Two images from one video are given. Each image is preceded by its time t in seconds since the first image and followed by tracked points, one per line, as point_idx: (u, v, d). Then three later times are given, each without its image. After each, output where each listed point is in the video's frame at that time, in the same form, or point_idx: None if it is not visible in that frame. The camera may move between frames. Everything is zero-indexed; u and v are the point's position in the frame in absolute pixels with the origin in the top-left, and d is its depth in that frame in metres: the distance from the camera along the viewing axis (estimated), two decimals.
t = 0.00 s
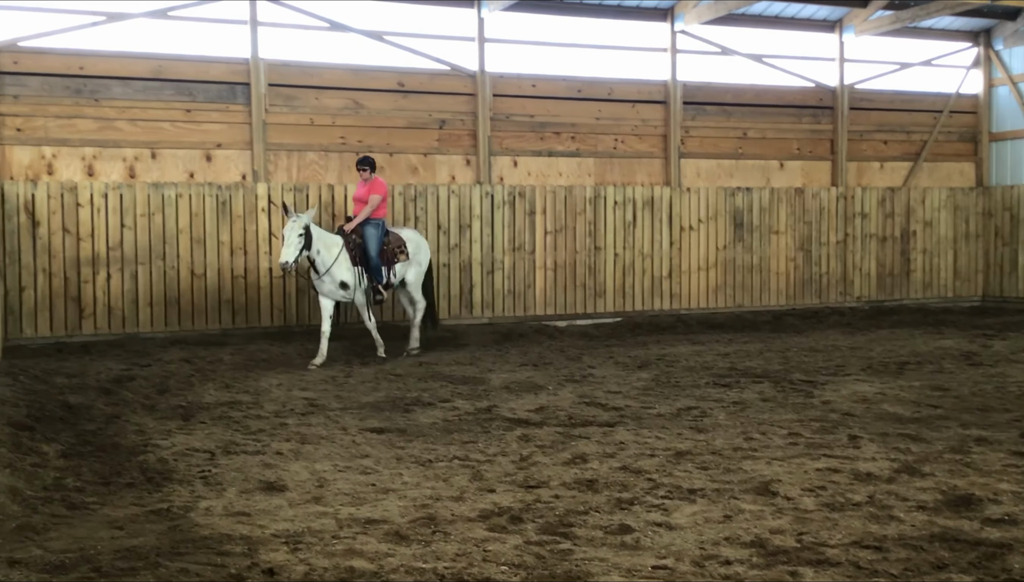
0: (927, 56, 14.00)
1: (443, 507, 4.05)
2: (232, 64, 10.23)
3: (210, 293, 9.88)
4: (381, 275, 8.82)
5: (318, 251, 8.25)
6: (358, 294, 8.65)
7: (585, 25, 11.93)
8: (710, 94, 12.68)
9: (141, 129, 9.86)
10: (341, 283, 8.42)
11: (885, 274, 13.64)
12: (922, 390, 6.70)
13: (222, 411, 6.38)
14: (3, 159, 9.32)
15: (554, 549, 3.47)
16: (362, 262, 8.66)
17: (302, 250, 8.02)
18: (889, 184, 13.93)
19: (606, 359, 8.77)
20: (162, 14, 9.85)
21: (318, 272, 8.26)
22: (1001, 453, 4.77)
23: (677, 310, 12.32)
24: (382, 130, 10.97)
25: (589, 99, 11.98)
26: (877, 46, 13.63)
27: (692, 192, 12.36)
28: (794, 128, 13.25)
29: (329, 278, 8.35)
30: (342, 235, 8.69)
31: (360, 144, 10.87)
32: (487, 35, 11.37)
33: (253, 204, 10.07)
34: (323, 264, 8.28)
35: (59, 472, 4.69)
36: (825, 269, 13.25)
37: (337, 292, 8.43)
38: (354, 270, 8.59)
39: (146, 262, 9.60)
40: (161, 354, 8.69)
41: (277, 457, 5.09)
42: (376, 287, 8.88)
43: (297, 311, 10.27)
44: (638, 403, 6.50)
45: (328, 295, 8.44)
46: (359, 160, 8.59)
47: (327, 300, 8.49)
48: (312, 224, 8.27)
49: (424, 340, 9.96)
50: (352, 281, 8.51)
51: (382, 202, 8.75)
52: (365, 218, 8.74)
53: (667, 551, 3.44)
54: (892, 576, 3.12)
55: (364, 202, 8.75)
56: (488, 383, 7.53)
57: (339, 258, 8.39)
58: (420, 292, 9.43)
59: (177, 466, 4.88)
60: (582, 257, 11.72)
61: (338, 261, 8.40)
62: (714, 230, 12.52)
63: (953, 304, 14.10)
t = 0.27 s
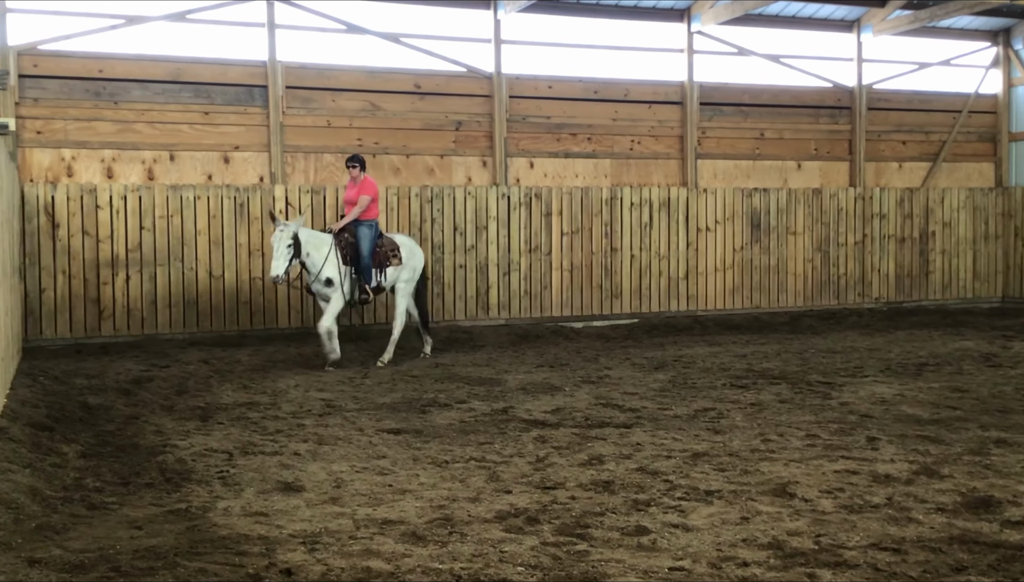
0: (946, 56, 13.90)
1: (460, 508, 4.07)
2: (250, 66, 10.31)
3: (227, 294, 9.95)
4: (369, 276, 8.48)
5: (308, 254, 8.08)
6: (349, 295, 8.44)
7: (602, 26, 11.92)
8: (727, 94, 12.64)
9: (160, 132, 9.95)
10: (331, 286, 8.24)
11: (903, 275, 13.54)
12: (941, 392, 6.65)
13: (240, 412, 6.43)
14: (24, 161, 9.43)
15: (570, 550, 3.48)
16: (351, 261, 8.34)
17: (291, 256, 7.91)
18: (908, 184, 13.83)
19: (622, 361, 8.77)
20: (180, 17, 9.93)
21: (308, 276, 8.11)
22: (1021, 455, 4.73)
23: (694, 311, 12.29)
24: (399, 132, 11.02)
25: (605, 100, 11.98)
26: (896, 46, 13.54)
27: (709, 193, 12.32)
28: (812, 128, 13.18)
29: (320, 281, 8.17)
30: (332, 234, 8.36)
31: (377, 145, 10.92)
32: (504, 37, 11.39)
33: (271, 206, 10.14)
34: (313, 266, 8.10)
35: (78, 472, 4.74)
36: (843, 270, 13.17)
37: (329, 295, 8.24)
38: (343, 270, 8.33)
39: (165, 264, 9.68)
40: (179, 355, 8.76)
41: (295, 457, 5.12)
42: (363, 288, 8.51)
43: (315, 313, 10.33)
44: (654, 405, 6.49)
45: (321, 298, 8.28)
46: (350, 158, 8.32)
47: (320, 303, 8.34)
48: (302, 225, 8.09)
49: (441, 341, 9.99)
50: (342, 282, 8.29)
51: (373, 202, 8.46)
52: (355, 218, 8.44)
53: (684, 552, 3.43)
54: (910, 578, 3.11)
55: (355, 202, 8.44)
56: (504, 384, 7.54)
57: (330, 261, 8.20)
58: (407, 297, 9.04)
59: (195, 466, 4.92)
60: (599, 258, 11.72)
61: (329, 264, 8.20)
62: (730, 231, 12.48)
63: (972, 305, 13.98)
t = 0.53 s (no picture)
0: (957, 60, 13.87)
1: (470, 513, 4.07)
2: (261, 71, 10.36)
3: (238, 299, 10.00)
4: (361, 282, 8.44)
5: (294, 259, 7.81)
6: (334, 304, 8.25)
7: (612, 31, 11.93)
8: (738, 99, 12.63)
9: (172, 137, 10.02)
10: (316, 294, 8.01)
11: (915, 280, 13.48)
12: (954, 397, 6.61)
13: (251, 416, 6.46)
14: (37, 166, 9.50)
15: (580, 555, 3.48)
16: (340, 268, 8.28)
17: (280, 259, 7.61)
18: (919, 189, 13.78)
19: (633, 365, 8.76)
20: (192, 22, 9.98)
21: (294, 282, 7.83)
22: None
23: (704, 315, 12.26)
24: (410, 137, 11.06)
25: (616, 105, 11.99)
26: (907, 50, 13.51)
27: (719, 197, 12.30)
28: (823, 132, 13.15)
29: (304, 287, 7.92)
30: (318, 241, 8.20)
31: (387, 150, 10.96)
32: (514, 41, 11.41)
33: (282, 210, 10.19)
34: (300, 272, 7.85)
35: (90, 475, 4.77)
36: (855, 275, 13.12)
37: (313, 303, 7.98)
38: (330, 278, 8.15)
39: (176, 268, 9.72)
40: (191, 359, 8.81)
41: (306, 461, 5.14)
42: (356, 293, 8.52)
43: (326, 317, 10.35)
44: (665, 410, 6.48)
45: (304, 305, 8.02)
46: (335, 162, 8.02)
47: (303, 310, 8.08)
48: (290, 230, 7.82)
49: (451, 346, 10.00)
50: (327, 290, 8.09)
51: (360, 208, 8.28)
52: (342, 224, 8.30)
53: (694, 558, 3.43)
54: None
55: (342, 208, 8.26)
56: (514, 389, 7.54)
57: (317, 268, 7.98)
58: (402, 300, 9.05)
59: (206, 470, 4.95)
60: (609, 263, 11.71)
61: (316, 271, 7.99)
62: (741, 236, 12.45)
63: (985, 310, 13.90)
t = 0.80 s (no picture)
0: (966, 67, 13.82)
1: (477, 520, 4.08)
2: (270, 78, 10.41)
3: (247, 305, 10.03)
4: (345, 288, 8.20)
5: (279, 268, 7.54)
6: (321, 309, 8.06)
7: (619, 38, 11.96)
8: (746, 105, 12.63)
9: (181, 143, 10.07)
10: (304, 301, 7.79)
11: (924, 287, 13.43)
12: (963, 404, 6.59)
13: (259, 422, 6.47)
14: (47, 172, 9.55)
15: (588, 562, 3.47)
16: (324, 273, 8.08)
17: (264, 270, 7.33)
18: (928, 196, 13.74)
19: (640, 372, 8.75)
20: (202, 29, 10.03)
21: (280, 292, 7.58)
22: None
23: (712, 322, 12.24)
24: (418, 143, 11.10)
25: (623, 111, 12.01)
26: (915, 57, 13.48)
27: (727, 204, 12.28)
28: (831, 139, 13.13)
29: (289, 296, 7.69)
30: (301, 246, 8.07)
31: (395, 156, 11.00)
32: (522, 48, 11.44)
33: (290, 217, 10.25)
34: (285, 282, 7.59)
35: (98, 481, 4.79)
36: (863, 281, 13.08)
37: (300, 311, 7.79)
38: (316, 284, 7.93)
39: (185, 274, 9.76)
40: (199, 365, 8.84)
41: (313, 467, 5.15)
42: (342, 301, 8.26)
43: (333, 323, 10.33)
44: (673, 416, 6.47)
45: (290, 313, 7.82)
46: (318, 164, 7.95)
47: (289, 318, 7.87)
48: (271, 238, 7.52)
49: (459, 352, 10.01)
50: (315, 297, 7.87)
51: (343, 211, 8.13)
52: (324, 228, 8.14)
53: (702, 565, 3.42)
54: None
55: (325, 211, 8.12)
56: (522, 395, 7.54)
57: (303, 274, 7.73)
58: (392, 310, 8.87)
59: (214, 476, 4.96)
60: (617, 269, 11.71)
61: (302, 278, 7.74)
62: (749, 243, 12.43)
63: (995, 317, 13.84)
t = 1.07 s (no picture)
0: (976, 69, 13.74)
1: (485, 521, 4.08)
2: (279, 80, 10.44)
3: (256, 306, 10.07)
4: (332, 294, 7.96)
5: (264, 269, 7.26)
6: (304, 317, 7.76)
7: (628, 39, 11.96)
8: (754, 107, 12.61)
9: (191, 145, 10.12)
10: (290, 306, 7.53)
11: (933, 289, 13.38)
12: (972, 407, 6.56)
13: (267, 423, 6.49)
14: (57, 174, 9.61)
15: (596, 565, 3.47)
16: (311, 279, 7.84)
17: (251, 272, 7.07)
18: (937, 198, 13.69)
19: (649, 374, 8.75)
20: (211, 31, 10.08)
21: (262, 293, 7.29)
22: None
23: (720, 324, 12.22)
24: (426, 145, 11.12)
25: (632, 113, 12.01)
26: (925, 58, 13.43)
27: (736, 206, 12.26)
28: (841, 141, 13.10)
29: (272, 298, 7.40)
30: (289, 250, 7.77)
31: (404, 158, 11.03)
32: (530, 50, 11.44)
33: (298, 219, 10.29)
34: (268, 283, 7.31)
35: (107, 482, 4.81)
36: (873, 283, 13.04)
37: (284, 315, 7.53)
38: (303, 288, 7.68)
39: (194, 275, 9.79)
40: (208, 366, 8.87)
41: (322, 469, 5.17)
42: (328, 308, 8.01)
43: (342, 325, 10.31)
44: (681, 418, 6.47)
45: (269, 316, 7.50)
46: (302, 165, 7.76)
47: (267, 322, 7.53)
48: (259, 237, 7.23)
49: (467, 354, 10.03)
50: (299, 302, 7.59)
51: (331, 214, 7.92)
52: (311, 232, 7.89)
53: (711, 568, 3.41)
54: None
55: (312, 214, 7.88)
56: (530, 397, 7.54)
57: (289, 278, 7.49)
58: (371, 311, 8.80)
59: (223, 477, 4.98)
60: (625, 271, 11.70)
61: (288, 281, 7.49)
62: (758, 244, 12.40)
63: (1005, 319, 13.77)
